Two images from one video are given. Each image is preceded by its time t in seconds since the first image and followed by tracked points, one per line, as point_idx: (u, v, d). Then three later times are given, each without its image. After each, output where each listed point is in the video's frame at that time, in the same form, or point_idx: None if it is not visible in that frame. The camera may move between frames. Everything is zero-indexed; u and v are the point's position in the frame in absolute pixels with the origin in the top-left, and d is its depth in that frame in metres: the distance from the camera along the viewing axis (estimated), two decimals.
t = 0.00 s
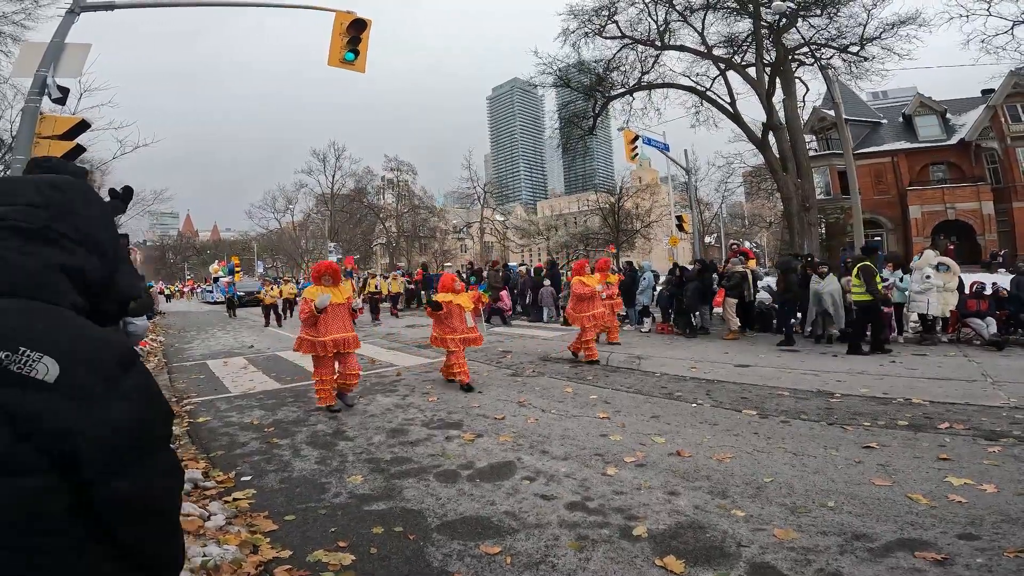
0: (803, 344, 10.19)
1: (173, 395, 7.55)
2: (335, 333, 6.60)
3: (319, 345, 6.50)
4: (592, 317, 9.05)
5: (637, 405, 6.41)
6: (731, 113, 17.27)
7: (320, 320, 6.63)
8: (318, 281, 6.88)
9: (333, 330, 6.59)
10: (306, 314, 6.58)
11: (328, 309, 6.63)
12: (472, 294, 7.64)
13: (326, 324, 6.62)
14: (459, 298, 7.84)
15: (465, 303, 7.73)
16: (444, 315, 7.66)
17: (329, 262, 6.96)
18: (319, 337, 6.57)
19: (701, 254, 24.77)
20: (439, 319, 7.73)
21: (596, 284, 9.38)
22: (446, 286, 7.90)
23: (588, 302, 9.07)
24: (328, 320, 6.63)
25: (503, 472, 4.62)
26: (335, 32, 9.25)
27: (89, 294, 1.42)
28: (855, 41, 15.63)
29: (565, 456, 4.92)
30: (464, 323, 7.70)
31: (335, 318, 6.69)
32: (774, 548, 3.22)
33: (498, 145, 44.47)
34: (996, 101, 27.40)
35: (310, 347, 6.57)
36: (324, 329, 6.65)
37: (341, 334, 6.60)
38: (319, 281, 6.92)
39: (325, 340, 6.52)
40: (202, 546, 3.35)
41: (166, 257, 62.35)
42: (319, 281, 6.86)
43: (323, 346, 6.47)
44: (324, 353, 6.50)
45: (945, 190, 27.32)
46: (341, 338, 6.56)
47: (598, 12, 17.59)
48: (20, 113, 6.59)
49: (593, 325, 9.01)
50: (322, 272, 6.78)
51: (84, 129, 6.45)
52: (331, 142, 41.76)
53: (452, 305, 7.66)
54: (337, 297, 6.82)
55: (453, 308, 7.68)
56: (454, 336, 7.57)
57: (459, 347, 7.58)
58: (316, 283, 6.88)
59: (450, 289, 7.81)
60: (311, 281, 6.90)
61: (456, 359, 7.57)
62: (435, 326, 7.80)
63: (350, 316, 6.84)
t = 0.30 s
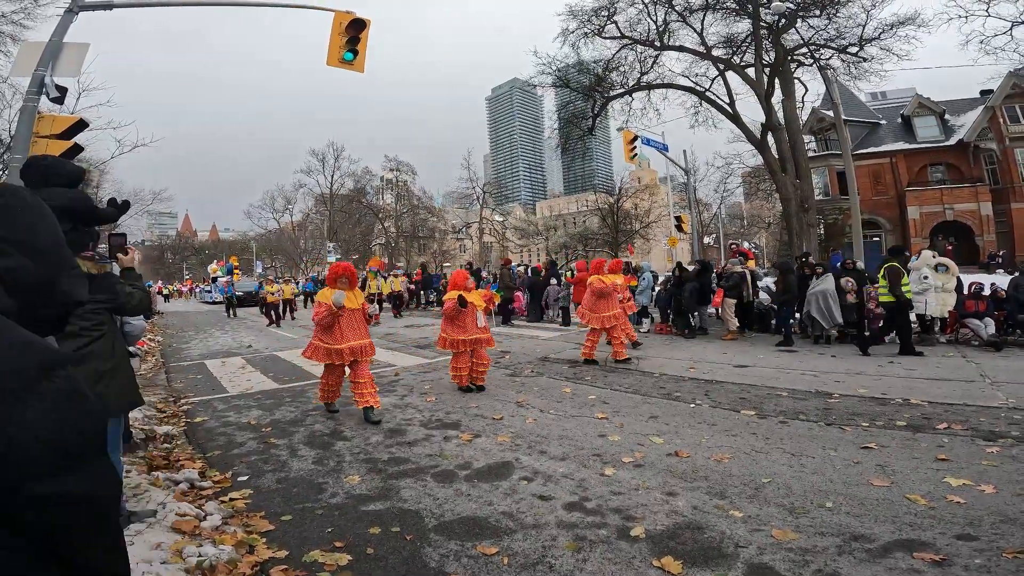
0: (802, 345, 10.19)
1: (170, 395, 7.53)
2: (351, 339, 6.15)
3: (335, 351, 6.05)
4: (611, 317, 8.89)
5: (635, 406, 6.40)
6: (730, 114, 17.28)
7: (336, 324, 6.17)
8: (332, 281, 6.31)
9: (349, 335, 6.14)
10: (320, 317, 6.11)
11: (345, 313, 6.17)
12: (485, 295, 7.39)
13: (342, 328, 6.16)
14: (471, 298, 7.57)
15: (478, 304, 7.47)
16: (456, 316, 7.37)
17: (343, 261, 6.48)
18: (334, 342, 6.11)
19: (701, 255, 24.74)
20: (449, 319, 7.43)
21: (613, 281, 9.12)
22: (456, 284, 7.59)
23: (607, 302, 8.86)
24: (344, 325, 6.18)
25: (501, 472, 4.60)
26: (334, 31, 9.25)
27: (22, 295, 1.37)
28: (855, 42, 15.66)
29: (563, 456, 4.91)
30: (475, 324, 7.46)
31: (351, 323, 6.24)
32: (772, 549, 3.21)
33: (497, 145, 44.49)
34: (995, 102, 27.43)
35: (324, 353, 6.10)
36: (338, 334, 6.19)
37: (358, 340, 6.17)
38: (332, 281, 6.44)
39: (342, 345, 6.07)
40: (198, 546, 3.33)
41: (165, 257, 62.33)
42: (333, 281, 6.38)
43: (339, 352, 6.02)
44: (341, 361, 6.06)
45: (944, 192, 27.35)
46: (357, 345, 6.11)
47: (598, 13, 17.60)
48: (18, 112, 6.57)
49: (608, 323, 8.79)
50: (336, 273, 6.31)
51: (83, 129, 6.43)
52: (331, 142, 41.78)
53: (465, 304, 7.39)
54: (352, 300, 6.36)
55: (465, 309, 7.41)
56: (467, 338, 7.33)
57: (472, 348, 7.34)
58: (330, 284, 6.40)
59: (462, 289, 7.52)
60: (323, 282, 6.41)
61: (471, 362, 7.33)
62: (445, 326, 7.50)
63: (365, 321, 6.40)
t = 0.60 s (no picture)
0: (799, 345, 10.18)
1: (167, 394, 7.52)
2: (369, 338, 5.87)
3: (350, 350, 5.78)
4: (632, 315, 8.66)
5: (633, 406, 6.39)
6: (729, 114, 17.27)
7: (353, 321, 5.90)
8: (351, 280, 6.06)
9: (366, 333, 5.86)
10: (337, 314, 5.84)
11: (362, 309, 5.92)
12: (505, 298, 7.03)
13: (359, 326, 5.89)
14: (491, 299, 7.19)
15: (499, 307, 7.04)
16: (475, 318, 6.96)
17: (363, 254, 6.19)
18: (351, 340, 5.84)
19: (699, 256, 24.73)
20: (467, 321, 7.08)
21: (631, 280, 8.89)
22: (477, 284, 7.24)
23: (628, 299, 8.68)
24: (361, 322, 5.90)
25: (496, 472, 4.59)
26: (332, 31, 9.23)
27: None
28: (853, 43, 15.67)
29: (560, 456, 4.90)
30: (493, 327, 7.01)
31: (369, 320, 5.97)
32: (767, 550, 3.20)
33: (496, 145, 44.50)
34: (993, 103, 27.46)
35: (341, 351, 5.84)
36: (355, 331, 5.93)
37: (375, 338, 5.89)
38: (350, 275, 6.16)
39: (358, 344, 5.79)
40: (192, 546, 3.33)
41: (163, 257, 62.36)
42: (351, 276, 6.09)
43: (356, 351, 5.75)
44: (357, 360, 5.79)
45: (941, 193, 27.41)
46: (375, 343, 5.84)
47: (596, 13, 17.61)
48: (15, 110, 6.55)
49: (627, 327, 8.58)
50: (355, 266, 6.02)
51: (79, 127, 6.41)
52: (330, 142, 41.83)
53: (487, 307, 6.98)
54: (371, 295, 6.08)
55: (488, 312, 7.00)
56: (482, 342, 6.95)
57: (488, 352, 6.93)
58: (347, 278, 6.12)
59: (483, 290, 7.17)
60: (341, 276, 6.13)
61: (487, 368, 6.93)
62: (460, 327, 7.18)
63: (383, 318, 6.13)
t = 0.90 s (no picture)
0: (797, 346, 10.18)
1: (163, 394, 7.51)
2: (389, 345, 5.52)
3: (370, 359, 5.42)
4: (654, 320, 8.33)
5: (630, 407, 6.38)
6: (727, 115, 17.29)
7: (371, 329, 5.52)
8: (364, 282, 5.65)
9: (386, 340, 5.52)
10: (353, 321, 5.46)
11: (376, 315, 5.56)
12: (524, 293, 6.73)
13: (378, 333, 5.53)
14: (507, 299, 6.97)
15: (514, 305, 6.91)
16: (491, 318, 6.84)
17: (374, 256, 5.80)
18: (370, 348, 5.47)
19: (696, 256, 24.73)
20: (483, 322, 6.89)
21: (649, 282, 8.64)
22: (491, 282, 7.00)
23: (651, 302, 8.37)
24: (380, 329, 5.54)
25: (493, 472, 4.59)
26: (331, 30, 9.22)
27: None
28: (852, 44, 15.69)
29: (557, 456, 4.89)
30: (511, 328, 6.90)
31: (386, 326, 5.61)
32: (764, 551, 3.20)
33: (495, 145, 44.52)
34: (991, 104, 27.51)
35: (359, 361, 5.47)
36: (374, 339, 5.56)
37: (396, 345, 5.56)
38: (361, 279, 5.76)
39: (379, 352, 5.43)
40: (187, 546, 3.32)
41: (161, 256, 62.28)
42: (363, 280, 5.72)
43: (377, 360, 5.39)
44: (378, 369, 5.42)
45: (939, 193, 27.54)
46: (396, 350, 5.51)
47: (595, 13, 17.61)
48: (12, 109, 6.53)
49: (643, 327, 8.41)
50: (369, 269, 5.64)
51: (77, 126, 6.39)
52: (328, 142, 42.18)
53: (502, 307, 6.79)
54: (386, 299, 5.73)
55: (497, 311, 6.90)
56: (500, 341, 6.73)
57: (506, 354, 6.74)
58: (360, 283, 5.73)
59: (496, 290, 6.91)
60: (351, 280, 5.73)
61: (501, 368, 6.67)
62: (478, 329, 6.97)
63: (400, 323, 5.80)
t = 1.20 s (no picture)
0: (794, 346, 10.20)
1: (159, 393, 7.48)
2: (409, 346, 5.28)
3: (392, 360, 5.16)
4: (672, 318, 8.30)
5: (628, 407, 6.37)
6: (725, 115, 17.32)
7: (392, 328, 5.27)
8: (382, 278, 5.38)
9: (407, 340, 5.28)
10: (374, 320, 5.18)
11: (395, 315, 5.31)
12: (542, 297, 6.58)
13: (399, 333, 5.28)
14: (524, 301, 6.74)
15: (531, 308, 6.69)
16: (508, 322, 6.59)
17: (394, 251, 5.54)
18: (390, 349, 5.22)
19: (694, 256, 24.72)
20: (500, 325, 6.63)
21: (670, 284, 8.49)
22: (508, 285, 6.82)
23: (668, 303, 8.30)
24: (401, 329, 5.29)
25: (490, 472, 4.57)
26: (329, 29, 9.20)
27: None
28: (849, 44, 15.73)
29: (554, 457, 4.88)
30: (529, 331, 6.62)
31: (407, 325, 5.38)
32: (762, 551, 3.19)
33: (493, 145, 44.52)
34: (988, 106, 27.58)
35: (378, 362, 5.18)
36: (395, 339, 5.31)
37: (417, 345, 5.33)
38: (379, 276, 5.49)
39: (401, 353, 5.19)
40: (182, 546, 3.30)
41: (158, 256, 62.18)
42: (382, 276, 5.45)
43: (399, 362, 5.15)
44: (399, 371, 5.18)
45: (936, 194, 27.56)
46: (418, 350, 5.28)
47: (594, 14, 17.61)
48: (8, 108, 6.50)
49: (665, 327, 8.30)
50: (388, 265, 5.36)
51: (73, 125, 6.36)
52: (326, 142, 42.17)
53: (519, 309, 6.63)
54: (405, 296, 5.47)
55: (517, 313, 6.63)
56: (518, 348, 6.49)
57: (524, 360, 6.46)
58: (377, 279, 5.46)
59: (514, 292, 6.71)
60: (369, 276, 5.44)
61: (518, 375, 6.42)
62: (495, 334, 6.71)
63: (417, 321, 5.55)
